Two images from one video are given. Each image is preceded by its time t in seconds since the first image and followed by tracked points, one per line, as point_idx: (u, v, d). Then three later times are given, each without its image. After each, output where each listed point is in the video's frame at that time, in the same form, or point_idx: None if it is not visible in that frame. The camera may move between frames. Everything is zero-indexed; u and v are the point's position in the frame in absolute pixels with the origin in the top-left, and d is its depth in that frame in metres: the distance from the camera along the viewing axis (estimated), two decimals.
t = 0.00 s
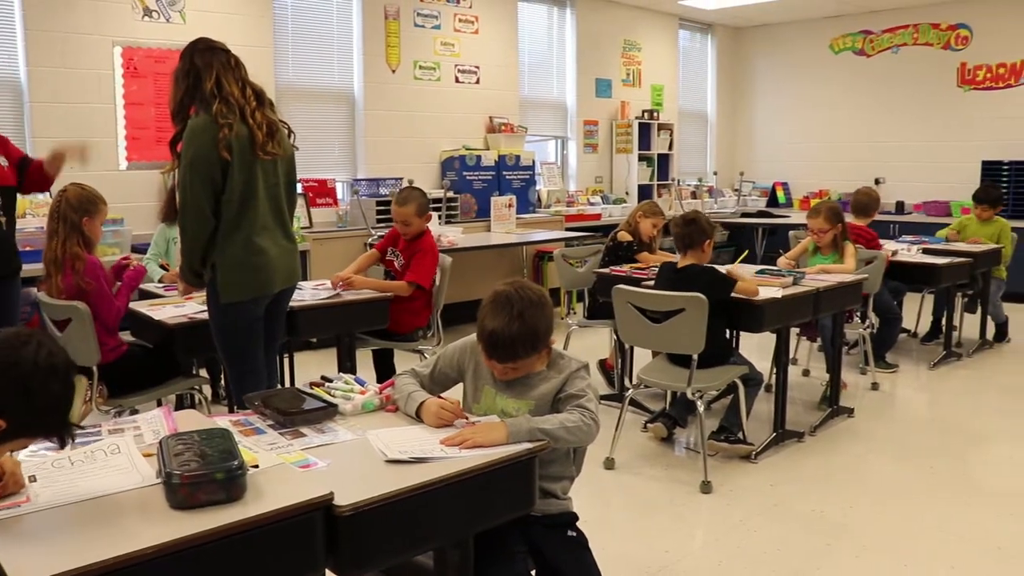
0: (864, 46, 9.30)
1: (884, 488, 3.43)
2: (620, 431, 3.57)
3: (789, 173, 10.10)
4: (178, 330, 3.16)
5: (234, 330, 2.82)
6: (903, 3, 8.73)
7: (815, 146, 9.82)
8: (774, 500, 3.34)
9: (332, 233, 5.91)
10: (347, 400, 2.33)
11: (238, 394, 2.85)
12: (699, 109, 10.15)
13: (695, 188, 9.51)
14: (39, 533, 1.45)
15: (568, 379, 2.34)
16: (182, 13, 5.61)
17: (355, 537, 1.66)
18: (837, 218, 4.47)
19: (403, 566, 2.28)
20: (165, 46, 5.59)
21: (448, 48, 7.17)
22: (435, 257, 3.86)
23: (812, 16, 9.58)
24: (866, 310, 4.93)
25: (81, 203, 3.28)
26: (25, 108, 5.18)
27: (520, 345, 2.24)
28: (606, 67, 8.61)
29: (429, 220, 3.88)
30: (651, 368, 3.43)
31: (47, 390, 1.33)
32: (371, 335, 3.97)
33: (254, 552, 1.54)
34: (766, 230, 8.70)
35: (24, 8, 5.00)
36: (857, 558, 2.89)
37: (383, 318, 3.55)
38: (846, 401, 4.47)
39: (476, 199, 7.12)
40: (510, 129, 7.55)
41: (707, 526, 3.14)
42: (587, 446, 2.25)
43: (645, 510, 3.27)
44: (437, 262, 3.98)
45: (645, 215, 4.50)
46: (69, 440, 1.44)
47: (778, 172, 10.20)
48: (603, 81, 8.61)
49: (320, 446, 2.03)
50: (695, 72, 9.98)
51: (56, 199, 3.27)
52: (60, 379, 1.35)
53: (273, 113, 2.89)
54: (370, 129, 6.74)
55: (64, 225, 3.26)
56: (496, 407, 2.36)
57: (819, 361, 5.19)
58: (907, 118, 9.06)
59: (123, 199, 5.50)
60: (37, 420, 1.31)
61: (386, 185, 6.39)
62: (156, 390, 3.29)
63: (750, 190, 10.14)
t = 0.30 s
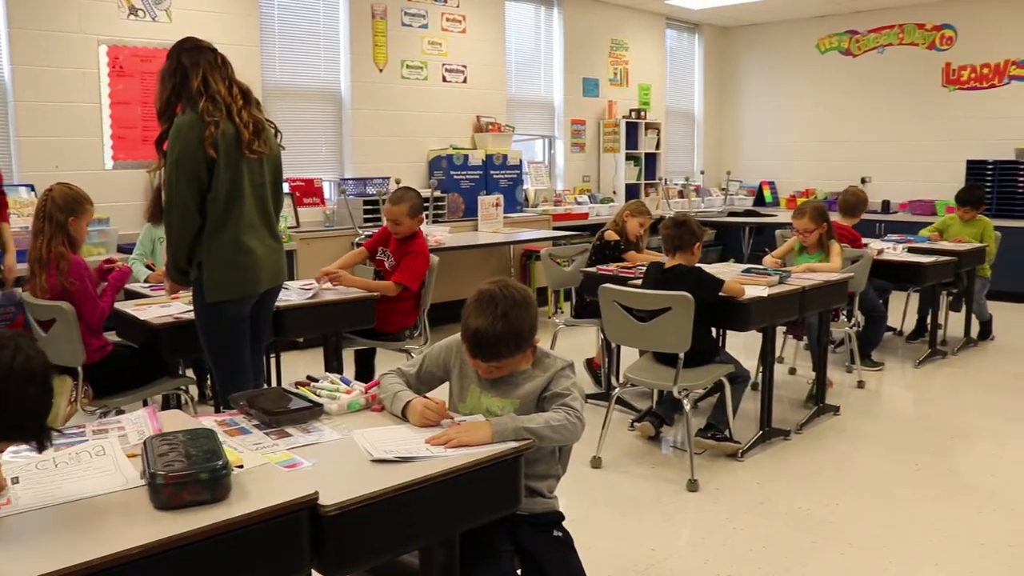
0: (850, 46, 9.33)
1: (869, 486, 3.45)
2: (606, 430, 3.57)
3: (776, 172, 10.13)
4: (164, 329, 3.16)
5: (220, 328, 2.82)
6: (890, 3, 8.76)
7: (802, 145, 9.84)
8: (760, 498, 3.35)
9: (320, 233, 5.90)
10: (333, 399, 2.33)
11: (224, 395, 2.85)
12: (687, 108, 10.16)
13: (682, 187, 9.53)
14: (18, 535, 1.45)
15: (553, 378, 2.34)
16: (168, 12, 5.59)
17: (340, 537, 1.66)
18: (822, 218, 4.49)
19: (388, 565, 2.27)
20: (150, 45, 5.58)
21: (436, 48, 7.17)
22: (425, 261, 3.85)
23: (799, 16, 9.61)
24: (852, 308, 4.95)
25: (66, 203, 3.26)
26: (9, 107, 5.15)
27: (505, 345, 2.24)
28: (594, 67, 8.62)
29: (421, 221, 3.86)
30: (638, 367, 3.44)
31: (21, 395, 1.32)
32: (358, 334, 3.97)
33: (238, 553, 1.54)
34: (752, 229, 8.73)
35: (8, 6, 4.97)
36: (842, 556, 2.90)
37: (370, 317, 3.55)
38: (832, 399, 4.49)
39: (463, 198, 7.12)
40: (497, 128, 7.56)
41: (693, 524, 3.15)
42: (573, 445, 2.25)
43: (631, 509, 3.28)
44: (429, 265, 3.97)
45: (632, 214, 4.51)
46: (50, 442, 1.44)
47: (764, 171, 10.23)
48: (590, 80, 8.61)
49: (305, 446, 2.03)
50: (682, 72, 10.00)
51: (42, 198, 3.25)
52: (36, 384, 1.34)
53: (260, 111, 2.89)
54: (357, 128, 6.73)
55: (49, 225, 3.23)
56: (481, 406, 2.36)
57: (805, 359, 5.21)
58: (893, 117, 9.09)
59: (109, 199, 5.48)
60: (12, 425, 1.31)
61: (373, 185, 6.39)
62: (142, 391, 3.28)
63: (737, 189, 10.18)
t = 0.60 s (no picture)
0: (832, 47, 9.38)
1: (852, 485, 3.47)
2: (590, 430, 3.58)
3: (758, 173, 10.17)
4: (146, 331, 3.14)
5: (203, 329, 2.80)
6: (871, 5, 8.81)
7: (785, 146, 9.88)
8: (743, 498, 3.36)
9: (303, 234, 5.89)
10: (315, 401, 2.32)
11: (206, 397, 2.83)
12: (670, 109, 10.19)
13: (665, 188, 9.56)
14: None
15: (535, 379, 2.34)
16: (150, 12, 5.57)
17: (321, 539, 1.66)
18: (804, 219, 4.51)
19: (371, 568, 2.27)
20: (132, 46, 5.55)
21: (419, 49, 7.16)
22: (410, 263, 3.84)
23: (781, 17, 9.65)
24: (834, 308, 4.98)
25: (48, 204, 3.24)
26: None
27: (486, 346, 2.24)
28: (577, 68, 8.64)
29: (407, 222, 3.84)
30: (621, 368, 3.45)
31: None
32: (341, 336, 3.96)
33: (219, 556, 1.53)
34: (735, 230, 8.76)
35: None
36: (825, 555, 2.92)
37: (353, 319, 3.54)
38: (815, 399, 4.51)
39: (447, 199, 7.13)
40: (481, 130, 7.56)
41: (677, 524, 3.16)
42: (555, 446, 2.25)
43: (615, 509, 3.28)
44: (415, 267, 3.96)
45: (616, 214, 4.52)
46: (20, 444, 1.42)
47: (747, 171, 10.28)
48: (573, 81, 8.63)
49: (288, 448, 2.02)
50: (666, 73, 10.02)
51: (23, 200, 3.23)
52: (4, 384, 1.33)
53: (243, 112, 2.88)
54: (340, 129, 6.71)
55: (30, 226, 3.21)
56: (464, 408, 2.36)
57: (788, 359, 5.23)
58: (875, 118, 9.15)
59: (91, 200, 5.46)
60: None
61: (357, 186, 6.38)
62: (124, 394, 3.26)
63: (721, 190, 10.22)
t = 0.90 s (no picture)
0: (819, 50, 9.42)
1: (838, 486, 3.48)
2: (578, 432, 3.58)
3: (746, 175, 10.21)
4: (132, 334, 3.13)
5: (191, 331, 2.80)
6: (857, 8, 8.85)
7: (773, 149, 9.92)
8: (730, 499, 3.37)
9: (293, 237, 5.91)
10: (301, 404, 2.32)
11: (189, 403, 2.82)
12: (658, 112, 10.20)
13: (653, 190, 9.57)
14: None
15: (521, 381, 2.34)
16: (136, 14, 5.55)
17: (308, 543, 1.65)
18: (789, 220, 4.51)
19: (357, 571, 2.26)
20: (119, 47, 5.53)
21: (407, 51, 7.16)
22: (399, 265, 3.84)
23: (768, 20, 9.69)
24: (821, 310, 5.00)
25: (35, 206, 3.23)
26: None
27: (473, 348, 2.24)
28: (565, 71, 8.65)
29: (394, 224, 3.84)
30: (608, 370, 3.45)
31: None
32: (329, 339, 3.95)
33: (204, 559, 1.53)
34: (722, 232, 8.79)
35: None
36: (811, 555, 2.92)
37: (341, 321, 3.54)
38: (802, 400, 4.53)
39: (435, 202, 7.13)
40: (469, 132, 7.56)
41: (665, 526, 3.16)
42: (542, 448, 2.25)
43: (603, 511, 3.28)
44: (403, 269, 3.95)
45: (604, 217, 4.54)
46: None
47: (734, 173, 10.31)
48: (561, 84, 8.64)
49: (274, 451, 2.01)
50: (653, 76, 10.04)
51: (10, 201, 3.22)
52: None
53: (230, 115, 2.87)
54: (328, 132, 6.70)
55: (16, 227, 3.20)
56: (450, 410, 2.36)
57: (775, 361, 5.25)
58: (862, 121, 9.18)
59: (77, 203, 5.44)
60: None
61: (344, 189, 6.37)
62: (109, 397, 3.24)
63: (708, 192, 10.25)
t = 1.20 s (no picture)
0: (804, 52, 9.46)
1: (824, 486, 3.50)
2: (565, 434, 3.58)
3: (732, 177, 10.24)
4: (117, 336, 3.11)
5: (187, 328, 2.79)
6: (843, 10, 8.89)
7: (759, 150, 9.95)
8: (717, 500, 3.38)
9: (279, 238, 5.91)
10: (287, 406, 2.31)
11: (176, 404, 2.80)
12: (645, 113, 10.21)
13: (640, 192, 9.59)
14: None
15: (507, 383, 2.34)
16: (122, 15, 5.53)
17: (293, 546, 1.65)
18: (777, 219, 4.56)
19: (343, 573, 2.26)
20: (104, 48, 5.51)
21: (394, 53, 7.15)
22: (385, 266, 3.83)
23: (754, 23, 9.72)
24: (807, 311, 5.01)
25: (20, 208, 3.21)
26: None
27: (459, 350, 2.23)
28: (552, 73, 8.65)
29: (380, 225, 3.84)
30: (595, 371, 3.45)
31: None
32: (315, 341, 3.94)
33: (189, 564, 1.52)
34: (709, 233, 8.81)
35: None
36: (797, 555, 2.94)
37: (327, 323, 3.53)
38: (788, 401, 4.55)
39: (422, 203, 7.12)
40: (455, 134, 7.56)
41: (652, 526, 3.17)
42: (528, 449, 2.25)
43: (591, 512, 3.29)
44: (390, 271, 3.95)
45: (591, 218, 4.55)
46: None
47: (721, 175, 10.34)
48: (548, 86, 8.65)
49: (259, 454, 2.01)
50: (640, 78, 10.05)
51: None
52: None
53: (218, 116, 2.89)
54: (314, 134, 6.70)
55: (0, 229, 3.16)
56: (436, 412, 2.35)
57: (761, 362, 5.27)
58: (848, 123, 9.22)
59: (63, 205, 5.42)
60: None
61: (331, 190, 6.37)
62: (95, 400, 3.22)
63: (695, 194, 10.28)
